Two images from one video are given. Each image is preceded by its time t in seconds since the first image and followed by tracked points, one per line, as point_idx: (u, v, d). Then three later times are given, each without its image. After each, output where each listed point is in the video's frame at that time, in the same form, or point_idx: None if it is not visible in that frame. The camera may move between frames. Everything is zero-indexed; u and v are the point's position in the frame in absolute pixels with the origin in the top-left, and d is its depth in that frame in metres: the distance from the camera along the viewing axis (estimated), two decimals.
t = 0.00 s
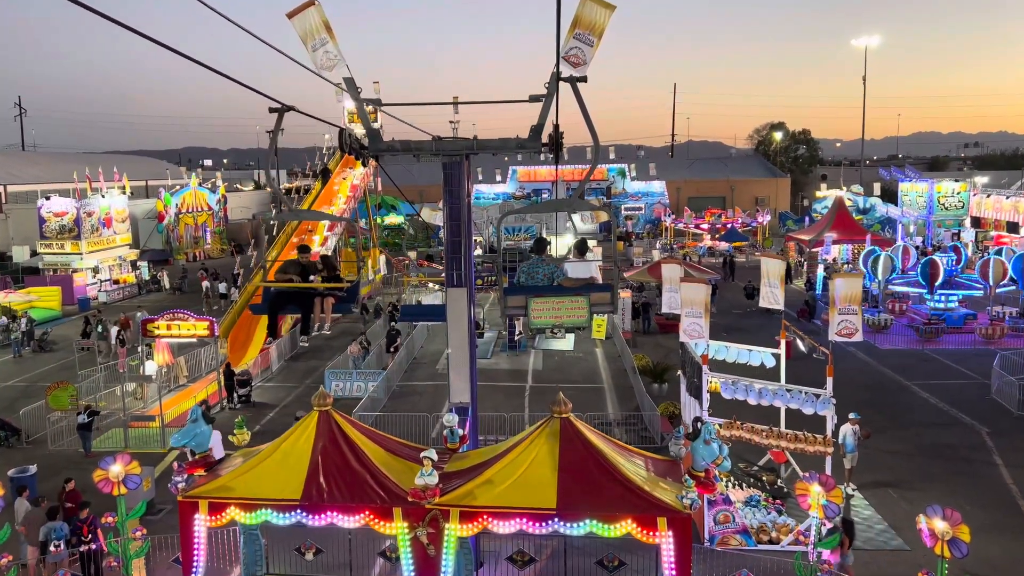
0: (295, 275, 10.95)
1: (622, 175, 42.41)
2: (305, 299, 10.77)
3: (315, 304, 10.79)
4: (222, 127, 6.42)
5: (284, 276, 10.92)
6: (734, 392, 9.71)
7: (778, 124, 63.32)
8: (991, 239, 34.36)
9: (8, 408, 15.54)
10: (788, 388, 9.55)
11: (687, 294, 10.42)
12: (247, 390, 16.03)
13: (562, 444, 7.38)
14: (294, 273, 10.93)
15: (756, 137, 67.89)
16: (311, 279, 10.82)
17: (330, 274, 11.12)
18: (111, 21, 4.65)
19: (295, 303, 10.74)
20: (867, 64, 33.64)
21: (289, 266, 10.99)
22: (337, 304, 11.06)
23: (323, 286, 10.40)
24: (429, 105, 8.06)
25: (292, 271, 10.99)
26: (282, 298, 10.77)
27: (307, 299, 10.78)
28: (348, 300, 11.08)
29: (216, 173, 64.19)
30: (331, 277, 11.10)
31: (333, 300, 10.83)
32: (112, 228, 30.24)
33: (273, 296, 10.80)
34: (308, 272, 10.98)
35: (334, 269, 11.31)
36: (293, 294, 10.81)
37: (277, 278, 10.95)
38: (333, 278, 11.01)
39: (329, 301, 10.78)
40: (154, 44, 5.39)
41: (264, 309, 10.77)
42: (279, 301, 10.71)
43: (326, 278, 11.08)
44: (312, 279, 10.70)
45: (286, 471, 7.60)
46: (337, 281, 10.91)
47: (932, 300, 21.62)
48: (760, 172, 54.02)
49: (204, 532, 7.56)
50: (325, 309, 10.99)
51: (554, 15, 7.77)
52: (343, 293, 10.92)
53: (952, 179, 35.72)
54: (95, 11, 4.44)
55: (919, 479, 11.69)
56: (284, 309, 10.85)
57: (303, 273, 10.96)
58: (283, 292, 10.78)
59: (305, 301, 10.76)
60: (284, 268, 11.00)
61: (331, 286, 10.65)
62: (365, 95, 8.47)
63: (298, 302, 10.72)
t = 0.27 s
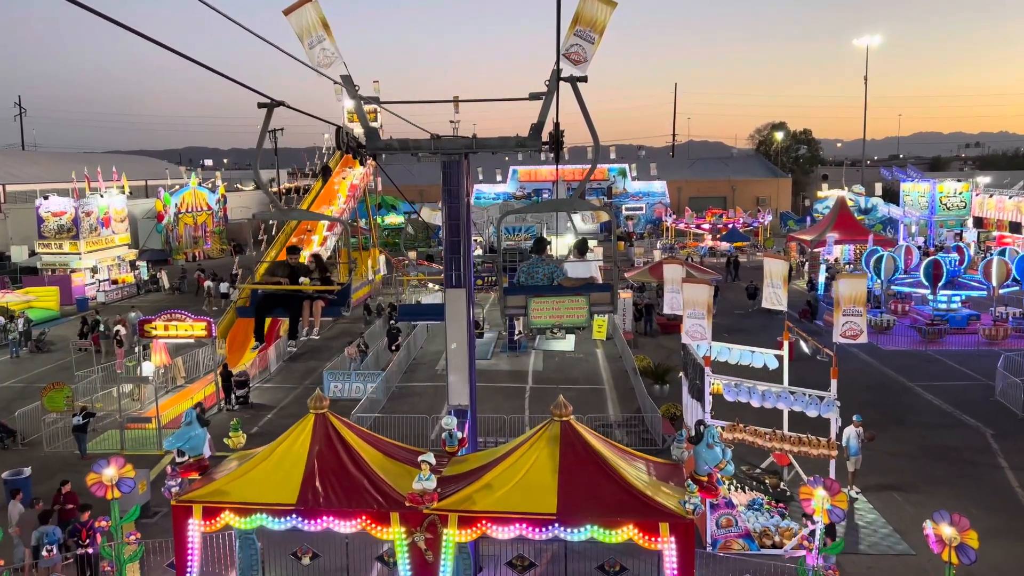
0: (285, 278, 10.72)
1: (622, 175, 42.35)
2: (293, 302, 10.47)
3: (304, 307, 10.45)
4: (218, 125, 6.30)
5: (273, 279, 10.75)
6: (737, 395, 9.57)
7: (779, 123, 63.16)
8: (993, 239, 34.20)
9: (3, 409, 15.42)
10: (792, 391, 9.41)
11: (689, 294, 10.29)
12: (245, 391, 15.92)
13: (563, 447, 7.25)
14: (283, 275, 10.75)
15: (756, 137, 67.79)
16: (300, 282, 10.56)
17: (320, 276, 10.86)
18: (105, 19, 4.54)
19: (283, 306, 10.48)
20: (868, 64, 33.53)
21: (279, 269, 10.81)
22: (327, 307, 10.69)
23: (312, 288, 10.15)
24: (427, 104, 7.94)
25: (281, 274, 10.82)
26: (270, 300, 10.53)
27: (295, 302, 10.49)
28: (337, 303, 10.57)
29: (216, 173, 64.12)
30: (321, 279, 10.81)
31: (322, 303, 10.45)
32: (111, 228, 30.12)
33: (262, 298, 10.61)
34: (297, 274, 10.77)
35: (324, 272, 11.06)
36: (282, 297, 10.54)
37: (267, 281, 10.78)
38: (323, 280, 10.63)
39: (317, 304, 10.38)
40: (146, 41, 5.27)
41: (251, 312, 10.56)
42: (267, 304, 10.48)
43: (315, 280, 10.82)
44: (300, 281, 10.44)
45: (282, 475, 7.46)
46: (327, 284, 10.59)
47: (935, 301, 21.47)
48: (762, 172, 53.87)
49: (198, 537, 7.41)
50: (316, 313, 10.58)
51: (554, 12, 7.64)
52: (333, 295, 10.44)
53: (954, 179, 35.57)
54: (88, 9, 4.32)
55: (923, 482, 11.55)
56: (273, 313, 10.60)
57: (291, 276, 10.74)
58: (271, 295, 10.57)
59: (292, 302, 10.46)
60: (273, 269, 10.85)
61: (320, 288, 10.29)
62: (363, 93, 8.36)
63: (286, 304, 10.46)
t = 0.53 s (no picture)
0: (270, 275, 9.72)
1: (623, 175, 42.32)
2: (280, 304, 9.51)
3: (291, 310, 9.51)
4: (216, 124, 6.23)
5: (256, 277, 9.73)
6: (740, 397, 9.44)
7: (780, 123, 63.00)
8: (996, 239, 34.04)
9: None
10: (795, 392, 9.27)
11: (691, 295, 10.15)
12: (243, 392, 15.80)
13: (563, 450, 7.13)
14: (269, 274, 9.62)
15: (757, 136, 67.66)
16: (288, 282, 9.56)
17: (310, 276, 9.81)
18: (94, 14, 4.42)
19: (268, 308, 9.52)
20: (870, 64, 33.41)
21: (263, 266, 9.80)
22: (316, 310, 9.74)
23: (301, 289, 9.23)
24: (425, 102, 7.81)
25: (267, 271, 9.73)
26: (254, 303, 9.57)
27: (282, 304, 9.54)
28: (327, 306, 9.69)
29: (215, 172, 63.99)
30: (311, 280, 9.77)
31: (311, 306, 9.51)
32: (109, 228, 29.99)
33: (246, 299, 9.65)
34: (284, 273, 9.68)
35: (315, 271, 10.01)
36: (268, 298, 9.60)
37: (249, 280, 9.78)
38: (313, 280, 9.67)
39: (307, 308, 9.43)
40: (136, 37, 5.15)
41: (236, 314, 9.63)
42: (252, 307, 9.52)
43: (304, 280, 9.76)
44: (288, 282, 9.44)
45: (277, 478, 7.34)
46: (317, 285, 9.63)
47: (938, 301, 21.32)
48: (763, 172, 53.74)
49: (192, 542, 7.28)
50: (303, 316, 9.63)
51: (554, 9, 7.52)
52: (323, 297, 9.52)
53: (956, 179, 35.41)
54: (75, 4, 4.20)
55: (927, 484, 11.42)
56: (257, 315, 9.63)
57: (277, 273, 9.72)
58: (256, 297, 9.55)
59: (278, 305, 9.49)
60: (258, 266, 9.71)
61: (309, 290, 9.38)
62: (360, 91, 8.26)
63: (272, 308, 9.49)
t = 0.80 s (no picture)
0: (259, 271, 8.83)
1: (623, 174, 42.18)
2: (267, 307, 8.64)
3: (278, 312, 8.60)
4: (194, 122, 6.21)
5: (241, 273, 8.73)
6: (743, 397, 9.32)
7: (780, 122, 62.86)
8: (997, 238, 33.90)
9: None
10: (798, 393, 9.14)
11: (694, 295, 10.11)
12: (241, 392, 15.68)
13: (563, 453, 7.01)
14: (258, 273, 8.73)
15: (757, 135, 67.53)
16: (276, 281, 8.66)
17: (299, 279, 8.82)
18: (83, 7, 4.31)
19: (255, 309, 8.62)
20: (870, 62, 33.28)
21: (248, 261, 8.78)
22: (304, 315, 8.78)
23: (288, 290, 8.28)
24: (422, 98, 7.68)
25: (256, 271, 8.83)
26: (240, 303, 8.68)
27: (269, 307, 8.65)
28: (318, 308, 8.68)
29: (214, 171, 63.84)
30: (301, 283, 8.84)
31: (299, 309, 8.55)
32: (107, 227, 29.85)
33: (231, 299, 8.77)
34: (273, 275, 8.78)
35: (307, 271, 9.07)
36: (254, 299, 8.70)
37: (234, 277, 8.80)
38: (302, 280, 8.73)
39: (294, 310, 8.50)
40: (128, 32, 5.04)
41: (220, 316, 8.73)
42: (238, 307, 8.64)
43: (293, 283, 8.79)
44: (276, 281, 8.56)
45: (273, 482, 7.21)
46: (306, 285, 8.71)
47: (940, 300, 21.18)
48: (763, 170, 53.59)
49: (185, 546, 7.15)
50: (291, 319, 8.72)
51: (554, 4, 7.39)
52: (312, 299, 8.60)
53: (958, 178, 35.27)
54: None
55: (931, 486, 11.29)
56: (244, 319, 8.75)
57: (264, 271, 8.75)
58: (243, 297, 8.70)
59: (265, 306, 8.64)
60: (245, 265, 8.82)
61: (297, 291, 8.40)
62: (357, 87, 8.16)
63: (257, 310, 8.59)
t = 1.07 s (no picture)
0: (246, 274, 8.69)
1: (623, 172, 42.07)
2: (254, 309, 8.45)
3: (265, 315, 8.44)
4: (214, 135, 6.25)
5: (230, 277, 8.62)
6: (745, 398, 9.20)
7: (781, 120, 62.75)
8: (998, 236, 33.78)
9: None
10: (802, 394, 9.01)
11: (696, 295, 10.12)
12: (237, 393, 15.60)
13: (562, 456, 6.88)
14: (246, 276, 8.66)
15: (757, 133, 67.43)
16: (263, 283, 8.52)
17: (287, 281, 8.67)
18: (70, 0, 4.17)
19: (241, 313, 8.48)
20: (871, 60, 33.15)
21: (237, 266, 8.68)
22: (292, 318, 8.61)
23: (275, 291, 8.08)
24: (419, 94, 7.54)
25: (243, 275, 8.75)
26: (227, 306, 8.53)
27: (256, 308, 8.49)
28: (305, 311, 8.52)
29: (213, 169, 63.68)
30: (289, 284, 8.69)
31: (286, 311, 8.40)
32: (105, 226, 29.71)
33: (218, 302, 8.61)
34: (260, 277, 8.66)
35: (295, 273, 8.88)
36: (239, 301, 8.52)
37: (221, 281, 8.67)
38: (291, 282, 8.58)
39: (281, 312, 8.35)
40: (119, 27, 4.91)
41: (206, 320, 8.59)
42: (224, 310, 8.51)
43: (282, 284, 8.66)
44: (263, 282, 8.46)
45: (267, 485, 7.09)
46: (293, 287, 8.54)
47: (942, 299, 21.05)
48: (763, 169, 53.47)
49: (178, 551, 7.02)
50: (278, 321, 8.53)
51: None
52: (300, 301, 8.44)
53: (959, 176, 35.14)
54: None
55: (935, 488, 11.16)
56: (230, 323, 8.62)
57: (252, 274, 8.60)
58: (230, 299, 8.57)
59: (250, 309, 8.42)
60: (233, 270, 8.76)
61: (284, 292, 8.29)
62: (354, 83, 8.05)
63: (243, 312, 8.44)
